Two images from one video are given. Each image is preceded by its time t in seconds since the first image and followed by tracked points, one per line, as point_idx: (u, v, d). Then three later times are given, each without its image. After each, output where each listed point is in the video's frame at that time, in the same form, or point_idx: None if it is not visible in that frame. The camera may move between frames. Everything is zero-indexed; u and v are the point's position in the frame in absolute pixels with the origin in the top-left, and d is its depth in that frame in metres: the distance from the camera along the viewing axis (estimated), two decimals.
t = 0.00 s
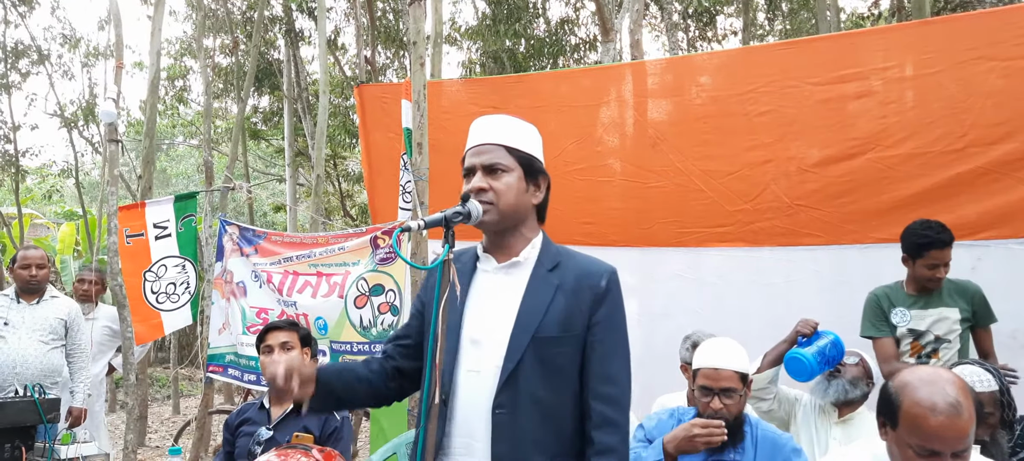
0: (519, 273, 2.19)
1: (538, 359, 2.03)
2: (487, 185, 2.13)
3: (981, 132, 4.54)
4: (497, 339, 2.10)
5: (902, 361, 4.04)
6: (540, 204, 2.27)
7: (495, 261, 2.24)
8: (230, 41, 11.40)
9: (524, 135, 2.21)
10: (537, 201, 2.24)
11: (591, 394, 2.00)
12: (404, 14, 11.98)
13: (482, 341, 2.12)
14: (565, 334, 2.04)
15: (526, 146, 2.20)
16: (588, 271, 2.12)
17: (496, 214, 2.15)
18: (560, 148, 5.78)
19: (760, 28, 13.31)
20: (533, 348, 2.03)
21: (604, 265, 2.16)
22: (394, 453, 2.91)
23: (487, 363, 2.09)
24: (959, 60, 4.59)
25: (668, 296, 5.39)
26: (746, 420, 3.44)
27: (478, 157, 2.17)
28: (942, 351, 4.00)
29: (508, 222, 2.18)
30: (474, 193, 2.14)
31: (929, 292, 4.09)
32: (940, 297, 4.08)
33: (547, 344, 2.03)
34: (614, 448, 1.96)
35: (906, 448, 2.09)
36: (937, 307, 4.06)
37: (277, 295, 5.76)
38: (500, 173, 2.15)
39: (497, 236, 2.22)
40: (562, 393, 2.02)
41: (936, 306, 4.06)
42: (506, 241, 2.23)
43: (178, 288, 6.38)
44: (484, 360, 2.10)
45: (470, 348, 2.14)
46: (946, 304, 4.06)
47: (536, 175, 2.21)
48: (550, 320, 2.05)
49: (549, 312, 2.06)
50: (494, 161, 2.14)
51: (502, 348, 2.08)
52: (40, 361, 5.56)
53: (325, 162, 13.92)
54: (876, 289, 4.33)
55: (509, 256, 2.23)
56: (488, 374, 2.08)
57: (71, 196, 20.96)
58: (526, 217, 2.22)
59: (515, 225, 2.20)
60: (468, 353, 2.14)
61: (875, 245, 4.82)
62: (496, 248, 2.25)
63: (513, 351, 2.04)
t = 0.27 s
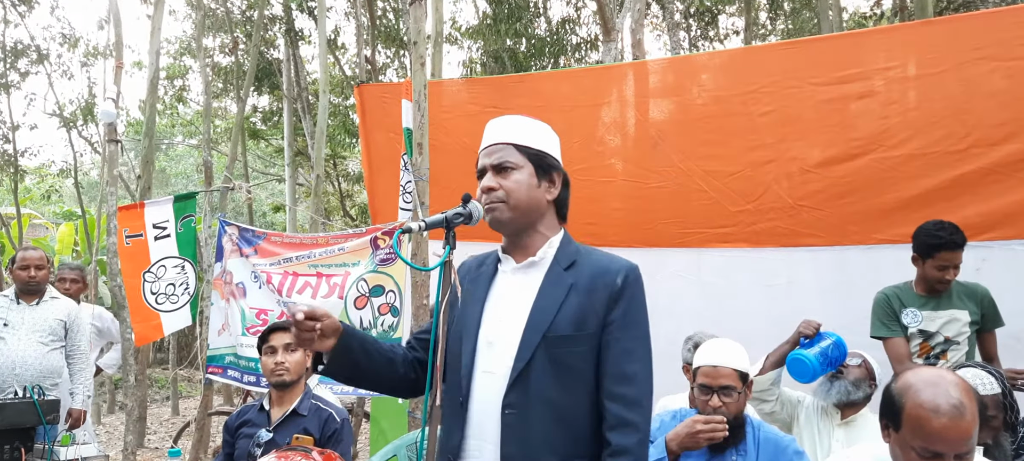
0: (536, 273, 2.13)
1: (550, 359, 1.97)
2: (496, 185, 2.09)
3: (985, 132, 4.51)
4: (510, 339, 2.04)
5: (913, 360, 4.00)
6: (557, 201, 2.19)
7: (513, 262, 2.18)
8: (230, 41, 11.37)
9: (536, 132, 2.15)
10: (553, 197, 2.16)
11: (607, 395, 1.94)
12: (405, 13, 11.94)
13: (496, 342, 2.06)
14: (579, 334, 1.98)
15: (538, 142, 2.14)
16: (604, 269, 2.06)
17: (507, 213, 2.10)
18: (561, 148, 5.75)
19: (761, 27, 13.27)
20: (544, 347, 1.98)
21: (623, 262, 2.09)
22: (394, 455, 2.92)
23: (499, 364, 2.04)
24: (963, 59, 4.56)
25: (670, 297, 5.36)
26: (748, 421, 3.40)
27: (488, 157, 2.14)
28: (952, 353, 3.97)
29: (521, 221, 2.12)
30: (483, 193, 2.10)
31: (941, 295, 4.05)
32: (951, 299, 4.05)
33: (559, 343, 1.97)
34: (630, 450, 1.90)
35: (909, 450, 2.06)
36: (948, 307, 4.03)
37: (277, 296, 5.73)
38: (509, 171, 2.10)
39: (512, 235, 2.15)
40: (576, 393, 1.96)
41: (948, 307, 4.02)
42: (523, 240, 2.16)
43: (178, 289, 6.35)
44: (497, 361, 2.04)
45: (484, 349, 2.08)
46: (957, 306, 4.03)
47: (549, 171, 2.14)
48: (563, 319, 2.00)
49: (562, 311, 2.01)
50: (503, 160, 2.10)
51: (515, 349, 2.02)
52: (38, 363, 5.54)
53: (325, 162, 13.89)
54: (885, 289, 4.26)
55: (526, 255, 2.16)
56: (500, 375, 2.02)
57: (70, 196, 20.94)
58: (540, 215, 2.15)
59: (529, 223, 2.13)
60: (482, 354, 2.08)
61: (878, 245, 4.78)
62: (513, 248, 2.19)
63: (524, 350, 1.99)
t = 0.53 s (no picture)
0: (547, 272, 2.15)
1: (559, 357, 1.98)
2: (508, 182, 2.11)
3: (986, 133, 4.51)
4: (521, 339, 2.06)
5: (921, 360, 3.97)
6: (569, 200, 2.20)
7: (526, 262, 2.20)
8: (232, 40, 11.38)
9: (549, 132, 2.18)
10: (565, 196, 2.18)
11: (617, 392, 1.93)
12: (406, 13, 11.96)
13: (508, 343, 2.08)
14: (588, 331, 1.98)
15: (550, 141, 2.17)
16: (614, 266, 2.06)
17: (518, 210, 2.11)
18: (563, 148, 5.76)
19: (763, 27, 13.31)
20: (554, 346, 1.99)
21: (634, 258, 2.09)
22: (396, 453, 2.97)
23: (510, 364, 2.05)
24: (964, 60, 4.56)
25: (671, 296, 5.38)
26: (749, 420, 3.41)
27: (501, 156, 2.16)
28: (958, 352, 4.00)
29: (533, 219, 2.13)
30: (495, 190, 2.12)
31: (944, 294, 4.06)
32: (957, 299, 4.06)
33: (568, 341, 1.98)
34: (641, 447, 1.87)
35: (910, 449, 2.08)
36: (953, 307, 4.04)
37: (279, 295, 5.74)
38: (521, 169, 2.12)
39: (522, 233, 2.17)
40: (586, 391, 1.96)
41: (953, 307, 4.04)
42: (534, 238, 2.17)
43: (180, 288, 6.36)
44: (509, 361, 2.06)
45: (497, 350, 2.10)
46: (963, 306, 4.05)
47: (561, 170, 2.16)
48: (572, 317, 2.01)
49: (571, 310, 2.02)
50: (515, 157, 2.12)
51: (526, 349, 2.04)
52: (42, 362, 5.55)
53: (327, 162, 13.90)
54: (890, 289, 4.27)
55: (538, 254, 2.17)
56: (512, 374, 2.04)
57: (72, 195, 20.96)
58: (552, 213, 2.16)
59: (541, 222, 2.15)
60: (495, 354, 2.10)
61: (879, 245, 4.79)
62: (524, 246, 2.20)
63: (534, 349, 2.00)
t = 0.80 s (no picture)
0: (551, 271, 2.13)
1: (565, 356, 1.97)
2: (505, 181, 2.11)
3: (986, 133, 4.51)
4: (526, 338, 2.05)
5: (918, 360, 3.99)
6: (567, 199, 2.20)
7: (527, 262, 2.18)
8: (232, 40, 11.38)
9: (544, 132, 2.18)
10: (563, 194, 2.18)
11: (623, 391, 1.93)
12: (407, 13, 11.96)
13: (512, 342, 2.06)
14: (594, 330, 1.98)
15: (545, 140, 2.17)
16: (618, 264, 2.06)
17: (517, 209, 2.10)
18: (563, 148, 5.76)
19: (763, 27, 13.32)
20: (559, 345, 1.98)
21: (636, 257, 2.09)
22: (395, 452, 3.03)
23: (515, 363, 2.04)
24: (964, 60, 4.56)
25: (671, 296, 5.37)
26: (749, 420, 3.41)
27: (497, 157, 2.16)
28: (958, 353, 3.97)
29: (532, 218, 2.12)
30: (493, 190, 2.12)
31: (944, 295, 4.06)
32: (959, 300, 4.03)
33: (574, 340, 1.97)
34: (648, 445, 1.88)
35: (909, 449, 2.07)
36: (953, 308, 4.02)
37: (278, 295, 5.75)
38: (518, 169, 2.12)
39: (524, 233, 2.15)
40: (592, 389, 1.96)
41: (954, 308, 4.02)
42: (536, 238, 2.16)
43: (180, 288, 6.36)
44: (513, 360, 2.04)
45: (500, 349, 2.08)
46: (965, 307, 4.01)
47: (558, 168, 2.16)
48: (578, 316, 2.00)
49: (577, 308, 2.01)
50: (511, 157, 2.12)
51: (531, 348, 2.02)
52: (47, 363, 5.58)
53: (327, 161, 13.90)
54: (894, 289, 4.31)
55: (541, 253, 2.16)
56: (516, 373, 2.03)
57: (72, 194, 20.97)
58: (551, 212, 2.16)
59: (541, 221, 2.14)
60: (499, 354, 2.08)
61: (879, 245, 4.79)
62: (526, 246, 2.19)
63: (539, 348, 1.99)
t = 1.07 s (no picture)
0: (545, 272, 2.13)
1: (562, 357, 1.97)
2: (502, 181, 2.09)
3: (986, 133, 4.51)
4: (521, 337, 2.03)
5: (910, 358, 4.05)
6: (561, 199, 2.20)
7: (519, 261, 2.17)
8: (233, 40, 11.38)
9: (540, 131, 2.17)
10: (557, 195, 2.17)
11: (619, 393, 1.95)
12: (407, 13, 11.96)
13: (507, 342, 2.05)
14: (591, 332, 1.98)
15: (542, 141, 2.16)
16: (614, 267, 2.07)
17: (512, 209, 2.09)
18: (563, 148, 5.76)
19: (763, 27, 13.36)
20: (556, 346, 1.97)
21: (630, 260, 2.11)
22: (395, 452, 3.05)
23: (511, 363, 2.02)
24: (965, 60, 4.56)
25: (671, 296, 5.37)
26: (749, 421, 3.40)
27: (493, 155, 2.14)
28: (951, 354, 3.98)
29: (527, 218, 2.12)
30: (488, 190, 2.10)
31: (940, 295, 4.07)
32: (955, 301, 4.02)
33: (571, 342, 1.97)
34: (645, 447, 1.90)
35: (909, 449, 2.07)
36: (948, 309, 4.02)
37: (279, 295, 5.75)
38: (514, 168, 2.11)
39: (517, 233, 2.15)
40: (588, 391, 1.96)
41: (949, 308, 4.02)
42: (529, 238, 2.15)
43: (180, 288, 6.36)
44: (508, 360, 2.03)
45: (494, 348, 2.07)
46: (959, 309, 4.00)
47: (553, 169, 2.15)
48: (575, 317, 2.00)
49: (573, 310, 2.01)
50: (508, 156, 2.11)
51: (527, 348, 2.01)
52: (58, 367, 5.71)
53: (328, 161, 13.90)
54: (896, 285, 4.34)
55: (533, 254, 2.15)
56: (511, 373, 2.01)
57: (73, 193, 20.99)
58: (545, 213, 2.15)
59: (534, 221, 2.14)
60: (491, 353, 2.06)
61: (880, 245, 4.78)
62: (518, 246, 2.18)
63: (536, 349, 1.98)
